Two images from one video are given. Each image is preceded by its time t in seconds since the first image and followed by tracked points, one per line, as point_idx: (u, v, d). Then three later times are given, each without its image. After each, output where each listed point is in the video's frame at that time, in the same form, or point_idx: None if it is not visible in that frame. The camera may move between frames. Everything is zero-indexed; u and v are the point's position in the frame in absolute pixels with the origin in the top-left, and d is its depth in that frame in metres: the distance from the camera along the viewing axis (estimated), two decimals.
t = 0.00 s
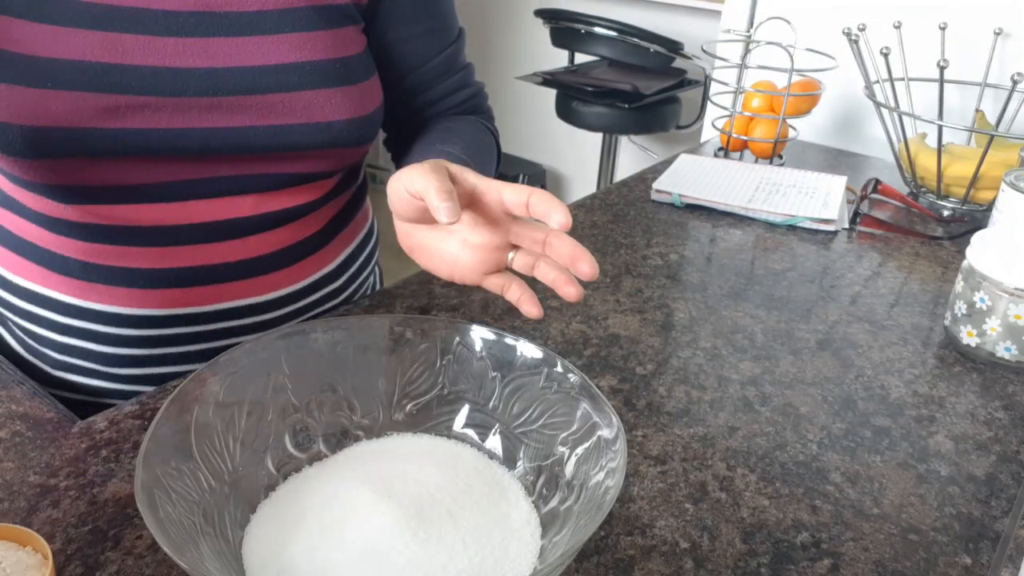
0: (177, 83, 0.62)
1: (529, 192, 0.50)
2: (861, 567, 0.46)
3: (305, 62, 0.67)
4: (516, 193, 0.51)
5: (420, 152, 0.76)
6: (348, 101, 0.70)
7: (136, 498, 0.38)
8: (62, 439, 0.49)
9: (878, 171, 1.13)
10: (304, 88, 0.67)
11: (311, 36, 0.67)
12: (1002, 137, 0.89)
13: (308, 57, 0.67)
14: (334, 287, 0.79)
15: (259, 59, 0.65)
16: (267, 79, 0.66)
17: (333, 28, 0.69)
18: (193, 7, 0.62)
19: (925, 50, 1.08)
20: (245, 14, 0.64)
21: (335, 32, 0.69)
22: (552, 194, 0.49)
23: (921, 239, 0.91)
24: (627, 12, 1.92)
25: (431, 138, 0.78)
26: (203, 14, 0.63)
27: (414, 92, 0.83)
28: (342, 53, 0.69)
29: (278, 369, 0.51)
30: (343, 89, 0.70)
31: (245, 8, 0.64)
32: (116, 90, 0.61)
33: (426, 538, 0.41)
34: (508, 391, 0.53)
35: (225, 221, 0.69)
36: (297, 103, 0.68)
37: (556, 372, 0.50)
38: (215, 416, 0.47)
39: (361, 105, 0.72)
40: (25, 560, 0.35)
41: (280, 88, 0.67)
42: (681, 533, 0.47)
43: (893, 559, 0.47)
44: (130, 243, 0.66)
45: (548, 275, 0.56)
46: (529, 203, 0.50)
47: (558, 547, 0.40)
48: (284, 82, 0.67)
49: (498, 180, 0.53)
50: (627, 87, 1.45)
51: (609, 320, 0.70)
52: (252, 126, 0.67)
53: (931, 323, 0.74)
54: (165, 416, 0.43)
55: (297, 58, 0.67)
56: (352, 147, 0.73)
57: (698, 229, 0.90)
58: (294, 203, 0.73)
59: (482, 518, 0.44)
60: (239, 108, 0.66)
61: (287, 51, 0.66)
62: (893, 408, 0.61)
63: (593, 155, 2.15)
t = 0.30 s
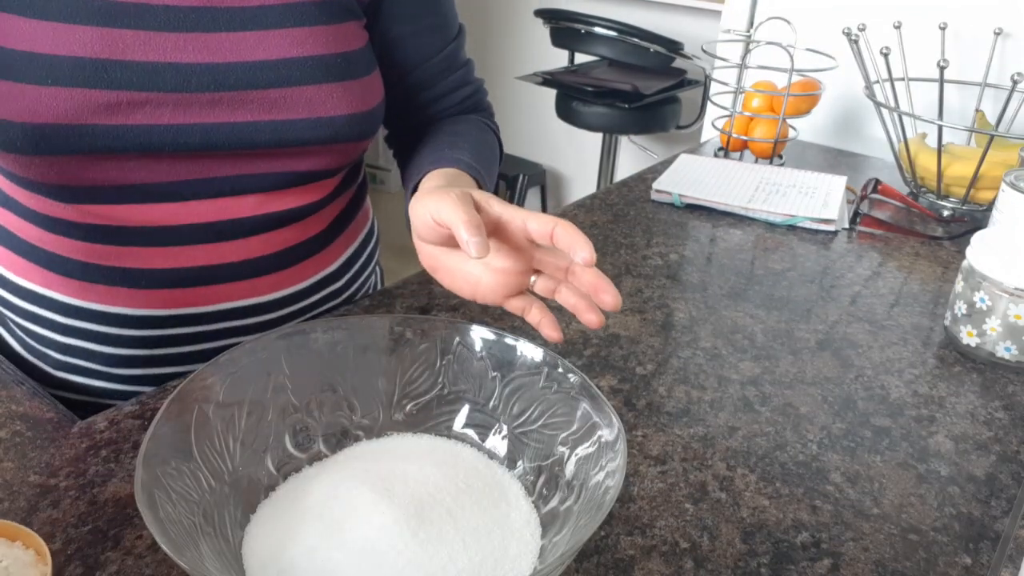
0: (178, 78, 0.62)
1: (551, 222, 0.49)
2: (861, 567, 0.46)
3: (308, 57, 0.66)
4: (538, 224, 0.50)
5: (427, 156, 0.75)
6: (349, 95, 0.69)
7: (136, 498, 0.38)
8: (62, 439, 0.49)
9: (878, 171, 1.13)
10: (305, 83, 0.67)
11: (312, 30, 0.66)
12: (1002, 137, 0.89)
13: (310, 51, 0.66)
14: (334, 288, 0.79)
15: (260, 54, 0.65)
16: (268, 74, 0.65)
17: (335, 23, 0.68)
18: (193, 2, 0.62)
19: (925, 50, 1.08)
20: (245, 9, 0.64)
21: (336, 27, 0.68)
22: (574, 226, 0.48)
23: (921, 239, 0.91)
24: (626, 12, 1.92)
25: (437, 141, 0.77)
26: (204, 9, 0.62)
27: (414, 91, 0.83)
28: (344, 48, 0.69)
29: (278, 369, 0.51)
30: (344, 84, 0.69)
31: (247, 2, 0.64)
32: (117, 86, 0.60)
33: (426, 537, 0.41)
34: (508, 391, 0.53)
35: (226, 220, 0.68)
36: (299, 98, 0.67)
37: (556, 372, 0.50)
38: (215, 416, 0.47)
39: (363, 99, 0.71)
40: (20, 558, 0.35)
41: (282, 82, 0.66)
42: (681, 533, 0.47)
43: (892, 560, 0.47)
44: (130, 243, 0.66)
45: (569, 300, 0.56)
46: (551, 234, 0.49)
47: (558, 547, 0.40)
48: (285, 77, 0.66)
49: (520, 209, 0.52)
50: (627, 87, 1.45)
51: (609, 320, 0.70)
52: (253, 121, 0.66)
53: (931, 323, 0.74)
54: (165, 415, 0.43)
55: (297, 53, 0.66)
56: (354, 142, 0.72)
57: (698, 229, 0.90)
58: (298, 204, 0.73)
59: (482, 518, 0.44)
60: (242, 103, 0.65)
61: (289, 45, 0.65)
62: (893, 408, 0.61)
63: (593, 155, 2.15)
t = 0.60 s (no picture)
0: (178, 76, 0.62)
1: (558, 223, 0.51)
2: (861, 567, 0.46)
3: (308, 56, 0.66)
4: (544, 224, 0.51)
5: (429, 158, 0.75)
6: (349, 94, 0.69)
7: (136, 497, 0.38)
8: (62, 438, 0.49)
9: (878, 171, 1.13)
10: (305, 82, 0.67)
11: (312, 29, 0.66)
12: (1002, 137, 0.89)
13: (310, 50, 0.66)
14: (334, 288, 0.79)
15: (260, 52, 0.64)
16: (268, 73, 0.65)
17: (336, 23, 0.68)
18: None
19: (925, 50, 1.08)
20: (245, 7, 0.63)
21: (336, 26, 0.68)
22: (580, 228, 0.49)
23: (921, 239, 0.91)
24: (627, 12, 1.92)
25: (439, 142, 0.77)
26: (203, 7, 0.62)
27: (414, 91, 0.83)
28: (344, 47, 0.69)
29: (278, 369, 0.51)
30: (344, 84, 0.69)
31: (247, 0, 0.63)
32: (116, 84, 0.60)
33: (426, 538, 0.41)
34: (507, 391, 0.53)
35: (225, 219, 0.68)
36: (299, 96, 0.67)
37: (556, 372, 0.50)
38: (216, 416, 0.47)
39: (362, 98, 0.71)
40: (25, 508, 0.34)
41: (282, 81, 0.66)
42: (681, 533, 0.47)
43: (892, 559, 0.47)
44: (129, 242, 0.66)
45: (576, 302, 0.59)
46: (558, 234, 0.51)
47: (558, 548, 0.40)
48: (285, 76, 0.66)
49: (526, 210, 0.53)
50: (627, 87, 1.44)
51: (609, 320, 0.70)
52: (253, 120, 0.66)
53: (931, 323, 0.74)
54: (165, 414, 0.43)
55: (297, 52, 0.66)
56: (353, 141, 0.72)
57: (698, 229, 0.90)
58: (298, 204, 0.73)
59: (482, 519, 0.43)
60: (241, 102, 0.65)
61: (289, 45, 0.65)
62: (893, 408, 0.61)
63: (593, 154, 2.15)
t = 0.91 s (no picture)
0: (182, 71, 0.62)
1: (554, 199, 0.52)
2: (861, 567, 0.46)
3: (310, 51, 0.66)
4: (541, 201, 0.53)
5: (428, 151, 0.75)
6: (351, 89, 0.69)
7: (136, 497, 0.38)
8: (62, 438, 0.49)
9: (878, 171, 1.13)
10: (308, 77, 0.66)
11: (315, 24, 0.65)
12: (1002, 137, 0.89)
13: (313, 46, 0.66)
14: (334, 289, 0.79)
15: (264, 48, 0.64)
16: (272, 67, 0.65)
17: (339, 18, 0.67)
18: None
19: (926, 50, 1.08)
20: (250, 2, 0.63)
21: (340, 21, 0.67)
22: (575, 202, 0.51)
23: (922, 239, 0.91)
24: (627, 12, 1.92)
25: (438, 135, 0.77)
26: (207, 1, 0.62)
27: (414, 90, 0.83)
28: (347, 42, 0.68)
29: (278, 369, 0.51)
30: (346, 80, 0.68)
31: None
32: (121, 79, 0.60)
33: (427, 538, 0.41)
34: (507, 391, 0.53)
35: (226, 218, 0.69)
36: (301, 92, 0.67)
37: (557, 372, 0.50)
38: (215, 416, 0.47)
39: (365, 94, 0.70)
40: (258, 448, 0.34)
41: (286, 76, 0.66)
42: (681, 533, 0.47)
43: (893, 559, 0.47)
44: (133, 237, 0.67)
45: (576, 280, 0.60)
46: (554, 210, 0.52)
47: (558, 547, 0.40)
48: (288, 71, 0.66)
49: (523, 188, 0.55)
50: (628, 87, 1.45)
51: (609, 320, 0.70)
52: (257, 114, 0.66)
53: (931, 323, 0.74)
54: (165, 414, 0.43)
55: (301, 47, 0.65)
56: (356, 136, 0.72)
57: (698, 229, 0.90)
58: (298, 203, 0.73)
59: (483, 518, 0.44)
60: (245, 97, 0.65)
61: (291, 41, 0.65)
62: (893, 408, 0.61)
63: (593, 154, 2.15)
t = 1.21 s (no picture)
0: (188, 70, 0.62)
1: (556, 200, 0.51)
2: (861, 567, 0.46)
3: (315, 50, 0.66)
4: (543, 201, 0.51)
5: (430, 150, 0.75)
6: (356, 87, 0.69)
7: (136, 497, 0.38)
8: (62, 438, 0.49)
9: (878, 171, 1.13)
10: (313, 75, 0.66)
11: (320, 23, 0.66)
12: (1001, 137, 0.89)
13: (317, 45, 0.66)
14: (333, 289, 0.79)
15: (269, 47, 0.64)
16: (277, 65, 0.65)
17: (343, 18, 0.68)
18: None
19: (926, 49, 1.08)
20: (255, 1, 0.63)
21: (343, 20, 0.68)
22: (578, 203, 0.50)
23: (922, 239, 0.91)
24: (627, 12, 1.92)
25: (440, 135, 0.77)
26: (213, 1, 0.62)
27: (416, 90, 0.83)
28: (352, 41, 0.68)
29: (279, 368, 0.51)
30: (350, 79, 0.69)
31: None
32: (127, 78, 0.60)
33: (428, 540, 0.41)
34: (507, 391, 0.54)
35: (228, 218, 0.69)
36: (306, 91, 0.67)
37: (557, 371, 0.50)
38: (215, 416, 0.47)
39: (368, 93, 0.71)
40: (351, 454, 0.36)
41: (291, 75, 0.66)
42: (681, 533, 0.47)
43: (892, 559, 0.47)
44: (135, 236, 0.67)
45: (578, 278, 0.58)
46: (557, 211, 0.51)
47: (559, 548, 0.40)
48: (293, 70, 0.66)
49: (524, 188, 0.53)
50: (627, 87, 1.45)
51: (609, 320, 0.70)
52: (262, 113, 0.66)
53: (931, 323, 0.74)
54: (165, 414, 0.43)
55: (306, 45, 0.65)
56: (359, 135, 0.72)
57: (698, 229, 0.90)
58: (299, 203, 0.73)
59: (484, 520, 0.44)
60: (250, 97, 0.65)
61: (296, 41, 0.65)
62: (893, 408, 0.61)
63: (593, 154, 2.15)
